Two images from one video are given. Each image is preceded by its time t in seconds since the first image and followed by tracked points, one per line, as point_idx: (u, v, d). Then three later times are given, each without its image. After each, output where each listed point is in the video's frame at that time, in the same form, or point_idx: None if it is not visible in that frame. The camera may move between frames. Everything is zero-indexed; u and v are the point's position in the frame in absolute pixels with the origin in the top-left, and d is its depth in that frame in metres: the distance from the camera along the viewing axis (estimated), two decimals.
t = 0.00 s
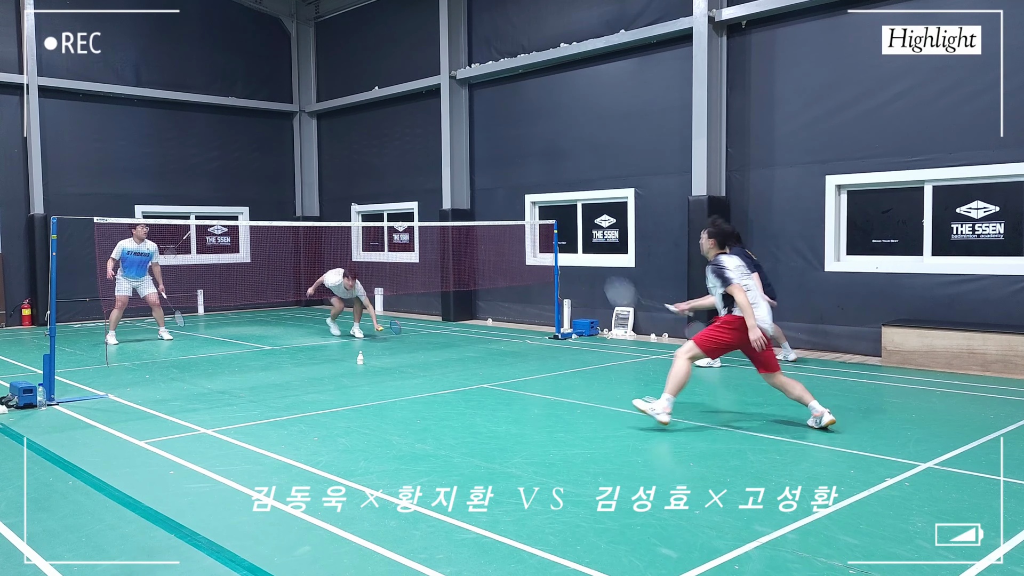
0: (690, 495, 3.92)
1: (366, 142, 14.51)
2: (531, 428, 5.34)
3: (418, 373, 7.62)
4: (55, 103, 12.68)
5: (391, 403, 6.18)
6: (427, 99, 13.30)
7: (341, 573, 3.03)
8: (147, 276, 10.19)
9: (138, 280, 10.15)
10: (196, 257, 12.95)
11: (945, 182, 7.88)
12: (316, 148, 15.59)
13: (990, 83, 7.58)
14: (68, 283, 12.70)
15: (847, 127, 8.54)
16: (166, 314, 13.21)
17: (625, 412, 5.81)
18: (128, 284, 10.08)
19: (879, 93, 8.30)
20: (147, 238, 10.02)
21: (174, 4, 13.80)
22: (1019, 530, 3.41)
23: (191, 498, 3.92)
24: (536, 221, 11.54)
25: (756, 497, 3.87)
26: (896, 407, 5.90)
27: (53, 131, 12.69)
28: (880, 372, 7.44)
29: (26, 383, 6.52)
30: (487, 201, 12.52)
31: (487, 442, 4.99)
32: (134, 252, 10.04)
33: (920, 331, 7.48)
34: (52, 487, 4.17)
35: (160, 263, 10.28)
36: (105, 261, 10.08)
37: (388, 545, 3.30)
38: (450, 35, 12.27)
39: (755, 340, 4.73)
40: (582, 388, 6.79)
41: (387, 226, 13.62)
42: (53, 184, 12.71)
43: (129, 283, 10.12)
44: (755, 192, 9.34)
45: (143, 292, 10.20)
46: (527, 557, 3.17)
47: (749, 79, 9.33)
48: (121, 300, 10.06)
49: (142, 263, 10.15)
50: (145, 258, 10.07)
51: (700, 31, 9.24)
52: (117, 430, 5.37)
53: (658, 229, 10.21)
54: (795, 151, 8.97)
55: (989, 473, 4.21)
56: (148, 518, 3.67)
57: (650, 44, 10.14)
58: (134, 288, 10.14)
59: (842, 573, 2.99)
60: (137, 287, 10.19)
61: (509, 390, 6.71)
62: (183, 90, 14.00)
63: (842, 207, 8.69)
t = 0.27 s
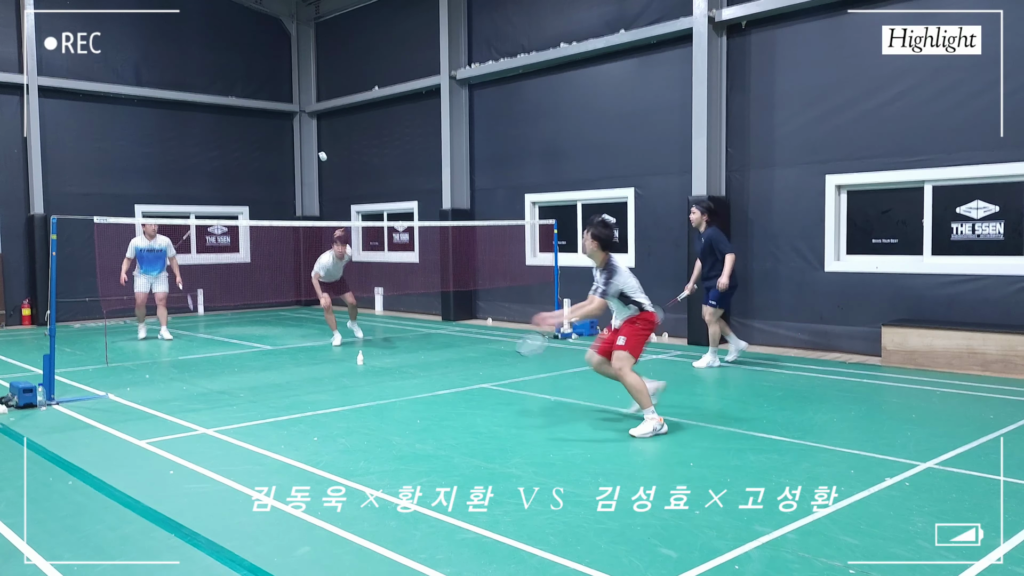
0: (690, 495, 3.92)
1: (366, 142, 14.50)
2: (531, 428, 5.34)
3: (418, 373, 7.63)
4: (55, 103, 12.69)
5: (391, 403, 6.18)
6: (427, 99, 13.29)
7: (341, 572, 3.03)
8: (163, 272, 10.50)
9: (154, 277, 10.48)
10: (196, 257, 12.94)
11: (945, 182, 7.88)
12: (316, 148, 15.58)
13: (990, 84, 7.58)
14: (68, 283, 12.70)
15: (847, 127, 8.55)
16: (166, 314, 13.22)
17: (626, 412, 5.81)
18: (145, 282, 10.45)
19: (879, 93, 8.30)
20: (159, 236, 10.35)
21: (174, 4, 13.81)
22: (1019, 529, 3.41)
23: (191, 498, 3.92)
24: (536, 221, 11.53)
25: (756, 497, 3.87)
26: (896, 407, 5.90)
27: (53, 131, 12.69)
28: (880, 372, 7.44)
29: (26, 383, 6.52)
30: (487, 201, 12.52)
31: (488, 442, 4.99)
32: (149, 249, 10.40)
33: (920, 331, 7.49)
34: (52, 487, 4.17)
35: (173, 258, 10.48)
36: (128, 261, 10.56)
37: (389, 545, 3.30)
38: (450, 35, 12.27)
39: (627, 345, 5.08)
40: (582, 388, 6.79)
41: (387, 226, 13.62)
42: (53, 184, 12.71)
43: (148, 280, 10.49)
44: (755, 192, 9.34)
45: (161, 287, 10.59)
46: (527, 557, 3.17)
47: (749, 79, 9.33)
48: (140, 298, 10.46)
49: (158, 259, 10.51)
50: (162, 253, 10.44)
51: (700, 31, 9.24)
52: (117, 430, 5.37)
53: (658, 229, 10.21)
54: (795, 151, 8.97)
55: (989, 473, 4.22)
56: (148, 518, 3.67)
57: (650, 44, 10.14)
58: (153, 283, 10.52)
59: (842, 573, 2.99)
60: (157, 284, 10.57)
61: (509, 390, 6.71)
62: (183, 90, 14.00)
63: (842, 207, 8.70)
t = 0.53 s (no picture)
0: (690, 495, 3.92)
1: (366, 142, 14.51)
2: (530, 428, 5.34)
3: (417, 373, 7.62)
4: (55, 103, 12.69)
5: (391, 403, 6.18)
6: (427, 99, 13.30)
7: (341, 572, 3.03)
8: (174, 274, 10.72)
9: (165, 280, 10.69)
10: (195, 257, 12.93)
11: (945, 182, 7.88)
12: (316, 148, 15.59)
13: (990, 83, 7.58)
14: (68, 283, 12.70)
15: (847, 127, 8.54)
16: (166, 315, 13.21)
17: (626, 412, 5.80)
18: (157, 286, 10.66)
19: (879, 93, 8.30)
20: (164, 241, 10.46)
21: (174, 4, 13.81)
22: (1019, 530, 3.41)
23: (191, 498, 3.92)
24: (535, 221, 11.53)
25: (756, 497, 3.87)
26: (896, 407, 5.90)
27: (53, 131, 12.69)
28: (880, 372, 7.44)
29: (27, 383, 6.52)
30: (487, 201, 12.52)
31: (488, 442, 4.98)
32: (154, 256, 10.52)
33: (920, 331, 7.48)
34: (52, 487, 4.17)
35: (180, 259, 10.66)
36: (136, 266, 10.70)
37: (389, 545, 3.30)
38: (450, 35, 12.27)
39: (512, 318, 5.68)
40: (582, 388, 6.79)
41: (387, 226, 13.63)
42: (54, 184, 12.72)
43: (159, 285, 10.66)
44: (755, 192, 9.34)
45: (172, 289, 10.76)
46: (527, 557, 3.17)
47: (749, 79, 9.33)
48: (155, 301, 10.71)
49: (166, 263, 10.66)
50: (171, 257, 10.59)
51: (700, 31, 9.24)
52: (117, 430, 5.37)
53: (657, 229, 10.21)
54: (795, 150, 8.97)
55: (989, 473, 4.21)
56: (148, 518, 3.67)
57: (650, 44, 10.14)
58: (165, 287, 10.69)
59: (842, 573, 2.99)
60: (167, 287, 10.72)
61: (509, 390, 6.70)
62: (183, 90, 14.00)
63: (842, 207, 8.70)
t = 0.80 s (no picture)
0: (690, 495, 3.92)
1: (366, 142, 14.50)
2: (530, 428, 5.34)
3: (417, 373, 7.62)
4: (55, 103, 12.69)
5: (391, 403, 6.18)
6: (427, 99, 13.29)
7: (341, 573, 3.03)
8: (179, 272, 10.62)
9: (169, 276, 10.65)
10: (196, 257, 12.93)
11: (945, 182, 7.88)
12: (316, 148, 15.59)
13: (990, 83, 7.58)
14: (68, 283, 12.69)
15: (847, 127, 8.54)
16: (166, 314, 13.21)
17: (625, 412, 5.80)
18: (161, 282, 10.68)
19: (879, 93, 8.30)
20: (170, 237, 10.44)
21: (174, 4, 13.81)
22: (1019, 530, 3.40)
23: (191, 498, 3.92)
24: (536, 221, 11.53)
25: (757, 497, 3.87)
26: (896, 407, 5.90)
27: (53, 131, 12.69)
28: (880, 372, 7.44)
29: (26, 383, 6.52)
30: (487, 201, 12.52)
31: (488, 442, 4.98)
32: (160, 250, 10.50)
33: (920, 331, 7.48)
34: (52, 487, 4.17)
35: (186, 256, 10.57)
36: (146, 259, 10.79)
37: (389, 545, 3.30)
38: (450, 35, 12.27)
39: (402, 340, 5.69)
40: (582, 388, 6.79)
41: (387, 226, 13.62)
42: (54, 184, 12.72)
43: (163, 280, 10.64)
44: (755, 192, 9.33)
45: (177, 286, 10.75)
46: (527, 557, 3.17)
47: (749, 79, 9.33)
48: (158, 296, 10.76)
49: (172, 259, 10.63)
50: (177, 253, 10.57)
51: (700, 31, 9.24)
52: (117, 430, 5.37)
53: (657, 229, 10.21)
54: (795, 150, 8.97)
55: (989, 473, 4.21)
56: (148, 518, 3.67)
57: (650, 44, 10.14)
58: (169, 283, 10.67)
59: (842, 573, 2.99)
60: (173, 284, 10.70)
61: (509, 390, 6.70)
62: (183, 90, 14.00)
63: (842, 207, 8.70)
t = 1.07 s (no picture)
0: (690, 495, 3.92)
1: (366, 142, 14.50)
2: (530, 428, 5.34)
3: (417, 373, 7.63)
4: (55, 103, 12.69)
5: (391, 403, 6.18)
6: (427, 99, 13.29)
7: (340, 572, 3.03)
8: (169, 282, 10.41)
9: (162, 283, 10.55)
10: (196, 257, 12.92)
11: (945, 182, 7.88)
12: (316, 148, 15.59)
13: (991, 84, 7.58)
14: (68, 283, 12.69)
15: (847, 127, 8.55)
16: (166, 314, 13.21)
17: (625, 412, 5.80)
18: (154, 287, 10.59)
19: (879, 93, 8.30)
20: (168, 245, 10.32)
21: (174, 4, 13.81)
22: (1019, 530, 3.40)
23: (191, 498, 3.92)
24: (536, 221, 11.53)
25: (757, 497, 3.87)
26: (896, 407, 5.90)
27: (53, 131, 12.69)
28: (880, 372, 7.44)
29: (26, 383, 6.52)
30: (487, 201, 12.52)
31: (487, 442, 4.98)
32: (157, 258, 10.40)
33: (920, 331, 7.48)
34: (52, 487, 4.17)
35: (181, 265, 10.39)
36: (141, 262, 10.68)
37: (389, 545, 3.30)
38: (450, 35, 12.27)
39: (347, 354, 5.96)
40: (582, 388, 6.79)
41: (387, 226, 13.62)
42: (54, 184, 12.72)
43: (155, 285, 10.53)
44: (755, 192, 9.33)
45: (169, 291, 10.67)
46: (527, 557, 3.17)
47: (749, 79, 9.33)
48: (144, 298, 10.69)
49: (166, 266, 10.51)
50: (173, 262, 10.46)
51: (700, 31, 9.23)
52: (117, 430, 5.37)
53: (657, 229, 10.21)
54: (795, 151, 8.97)
55: (989, 474, 4.21)
56: (148, 518, 3.67)
57: (650, 44, 10.14)
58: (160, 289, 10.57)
59: (842, 573, 2.99)
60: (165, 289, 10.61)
61: (509, 390, 6.70)
62: (183, 90, 14.00)
63: (842, 207, 8.70)
